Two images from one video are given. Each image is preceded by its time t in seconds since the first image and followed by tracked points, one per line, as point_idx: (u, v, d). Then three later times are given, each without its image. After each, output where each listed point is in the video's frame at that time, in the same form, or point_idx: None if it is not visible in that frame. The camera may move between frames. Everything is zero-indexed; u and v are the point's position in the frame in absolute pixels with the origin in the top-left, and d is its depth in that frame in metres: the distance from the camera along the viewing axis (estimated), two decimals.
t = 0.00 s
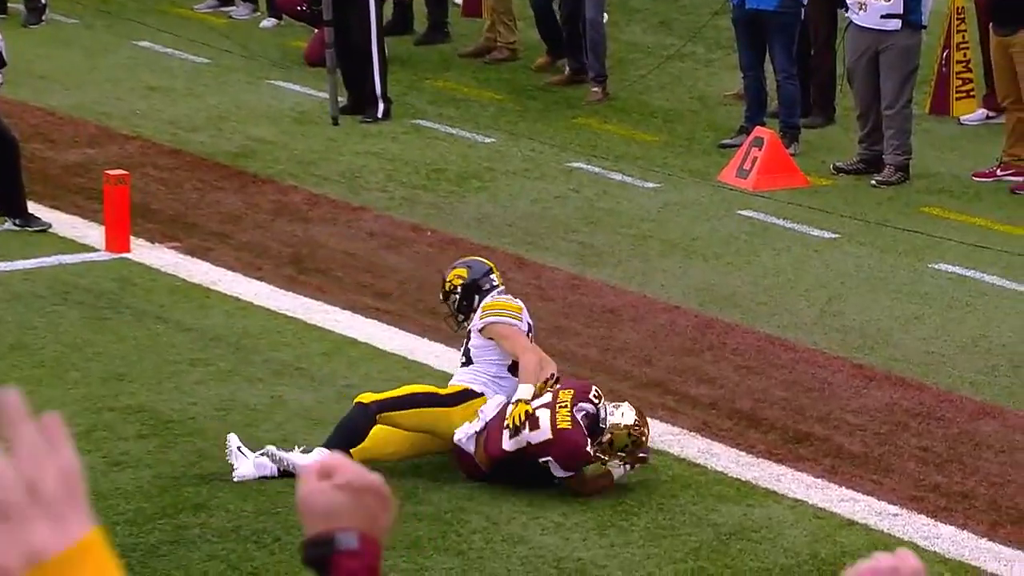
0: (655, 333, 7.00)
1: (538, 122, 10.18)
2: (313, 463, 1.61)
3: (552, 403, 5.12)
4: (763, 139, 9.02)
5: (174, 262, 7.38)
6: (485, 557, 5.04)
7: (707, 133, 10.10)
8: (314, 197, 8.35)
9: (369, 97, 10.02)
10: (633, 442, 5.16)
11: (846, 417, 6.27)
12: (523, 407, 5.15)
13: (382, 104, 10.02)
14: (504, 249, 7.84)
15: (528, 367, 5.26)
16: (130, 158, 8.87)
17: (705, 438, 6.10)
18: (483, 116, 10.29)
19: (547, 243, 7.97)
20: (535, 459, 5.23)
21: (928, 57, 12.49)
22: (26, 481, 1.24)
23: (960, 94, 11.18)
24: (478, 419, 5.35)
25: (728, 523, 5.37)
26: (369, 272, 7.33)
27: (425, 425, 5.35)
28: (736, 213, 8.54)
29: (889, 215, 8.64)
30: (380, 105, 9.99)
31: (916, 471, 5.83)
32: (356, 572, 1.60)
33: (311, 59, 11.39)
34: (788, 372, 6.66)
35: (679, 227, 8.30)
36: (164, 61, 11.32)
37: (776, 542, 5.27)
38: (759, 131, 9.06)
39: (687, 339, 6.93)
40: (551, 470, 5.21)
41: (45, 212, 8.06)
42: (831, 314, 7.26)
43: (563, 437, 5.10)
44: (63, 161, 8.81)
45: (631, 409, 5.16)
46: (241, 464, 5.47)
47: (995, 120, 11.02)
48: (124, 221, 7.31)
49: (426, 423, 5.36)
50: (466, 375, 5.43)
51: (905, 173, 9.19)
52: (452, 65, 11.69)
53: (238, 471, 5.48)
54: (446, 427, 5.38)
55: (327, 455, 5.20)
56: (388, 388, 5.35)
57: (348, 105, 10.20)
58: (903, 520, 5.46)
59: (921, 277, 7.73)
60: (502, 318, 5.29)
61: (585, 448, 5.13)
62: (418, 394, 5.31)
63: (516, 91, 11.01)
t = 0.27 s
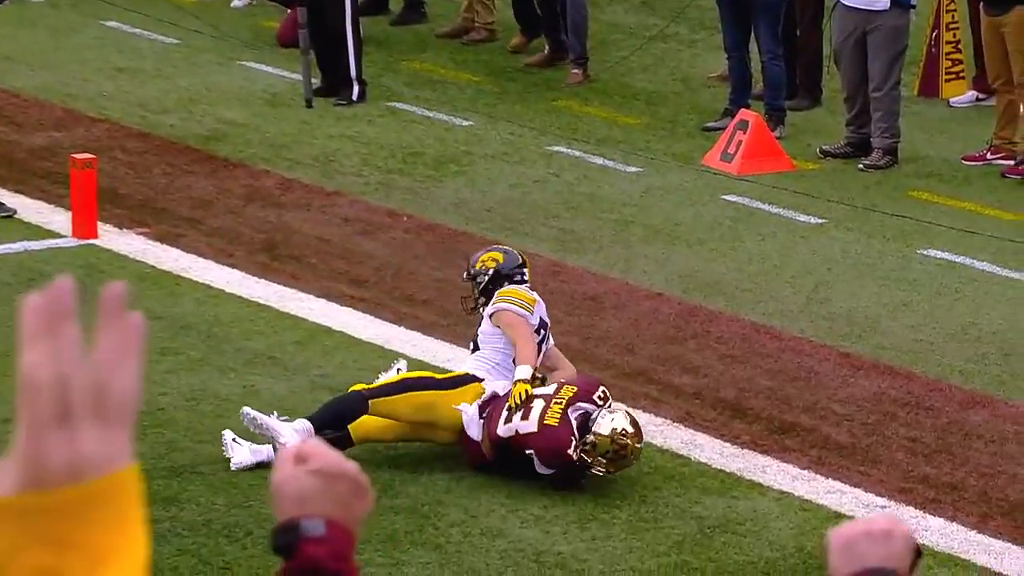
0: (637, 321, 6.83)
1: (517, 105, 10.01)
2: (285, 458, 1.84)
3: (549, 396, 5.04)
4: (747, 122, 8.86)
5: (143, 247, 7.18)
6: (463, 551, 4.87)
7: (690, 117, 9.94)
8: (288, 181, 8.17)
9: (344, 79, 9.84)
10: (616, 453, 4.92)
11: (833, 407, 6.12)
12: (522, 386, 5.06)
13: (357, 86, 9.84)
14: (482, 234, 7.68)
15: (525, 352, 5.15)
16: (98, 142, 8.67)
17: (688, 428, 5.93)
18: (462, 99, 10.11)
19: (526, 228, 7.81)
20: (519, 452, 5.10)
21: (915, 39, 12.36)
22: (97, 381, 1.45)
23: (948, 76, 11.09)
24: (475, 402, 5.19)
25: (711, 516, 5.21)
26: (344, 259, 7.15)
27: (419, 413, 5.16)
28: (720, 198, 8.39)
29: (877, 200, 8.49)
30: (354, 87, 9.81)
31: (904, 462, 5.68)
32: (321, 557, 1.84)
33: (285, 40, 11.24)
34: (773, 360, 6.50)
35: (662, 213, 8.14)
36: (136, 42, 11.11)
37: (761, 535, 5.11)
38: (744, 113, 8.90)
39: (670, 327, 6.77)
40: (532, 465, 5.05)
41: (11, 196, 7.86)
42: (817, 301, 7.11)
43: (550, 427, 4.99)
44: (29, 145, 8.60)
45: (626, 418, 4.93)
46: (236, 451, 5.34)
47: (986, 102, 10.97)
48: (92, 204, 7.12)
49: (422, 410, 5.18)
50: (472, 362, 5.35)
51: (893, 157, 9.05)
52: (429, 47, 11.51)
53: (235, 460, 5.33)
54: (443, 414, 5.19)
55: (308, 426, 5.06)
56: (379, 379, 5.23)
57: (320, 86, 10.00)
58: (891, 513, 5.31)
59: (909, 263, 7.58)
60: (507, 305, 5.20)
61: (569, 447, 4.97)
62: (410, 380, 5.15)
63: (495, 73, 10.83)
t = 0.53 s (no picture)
0: (619, 307, 6.69)
1: (496, 86, 9.86)
2: (265, 443, 1.81)
3: (548, 391, 4.88)
4: (731, 103, 8.72)
5: (111, 231, 7.01)
6: (440, 543, 4.72)
7: (672, 98, 9.80)
8: (261, 165, 8.00)
9: (317, 60, 9.67)
10: (592, 458, 4.71)
11: (819, 395, 5.98)
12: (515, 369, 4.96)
13: (332, 67, 9.68)
14: (459, 218, 7.53)
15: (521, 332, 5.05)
16: (65, 124, 8.49)
17: (671, 417, 5.78)
18: (439, 79, 9.96)
19: (505, 212, 7.67)
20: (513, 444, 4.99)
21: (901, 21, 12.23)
22: (118, 367, 1.42)
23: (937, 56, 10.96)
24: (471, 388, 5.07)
25: (695, 506, 5.06)
26: (319, 245, 6.99)
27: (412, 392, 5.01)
28: (702, 181, 8.25)
29: (864, 183, 8.36)
30: (328, 68, 9.64)
31: (892, 450, 5.54)
32: (300, 547, 1.81)
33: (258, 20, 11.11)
34: (758, 348, 6.36)
35: (643, 196, 8.00)
36: (106, 22, 10.91)
37: (746, 525, 4.97)
38: (727, 94, 8.76)
39: (653, 314, 6.62)
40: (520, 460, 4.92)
41: None
42: (803, 287, 6.96)
43: (542, 426, 4.85)
44: None
45: (609, 426, 4.69)
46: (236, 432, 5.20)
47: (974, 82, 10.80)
48: (58, 187, 6.95)
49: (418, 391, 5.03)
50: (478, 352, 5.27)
51: (880, 139, 8.92)
52: (406, 27, 11.35)
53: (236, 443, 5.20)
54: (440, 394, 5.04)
55: (285, 394, 5.07)
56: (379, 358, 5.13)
57: (293, 67, 9.83)
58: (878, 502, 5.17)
59: (896, 248, 7.44)
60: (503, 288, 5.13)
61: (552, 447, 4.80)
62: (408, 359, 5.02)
63: (473, 53, 10.68)
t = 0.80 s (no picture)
0: (597, 292, 6.55)
1: (469, 65, 9.72)
2: (231, 432, 1.86)
3: (548, 387, 4.85)
4: (711, 82, 8.59)
5: (75, 213, 6.85)
6: (414, 532, 4.58)
7: (650, 78, 9.66)
8: (231, 146, 7.84)
9: (287, 38, 9.52)
10: (570, 459, 4.75)
11: (801, 380, 5.85)
12: (506, 350, 5.04)
13: (301, 46, 9.54)
14: (433, 199, 7.40)
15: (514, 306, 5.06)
16: (28, 103, 8.31)
17: (650, 403, 5.64)
18: (412, 58, 9.81)
19: (478, 192, 7.53)
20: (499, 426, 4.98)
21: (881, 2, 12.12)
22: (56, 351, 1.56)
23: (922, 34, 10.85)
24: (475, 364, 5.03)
25: (675, 494, 4.93)
26: (289, 228, 6.84)
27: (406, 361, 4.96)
28: (681, 161, 8.12)
29: (847, 164, 8.23)
30: (298, 46, 9.48)
31: (875, 437, 5.41)
32: (267, 535, 1.84)
33: None
34: (739, 333, 6.22)
35: (620, 176, 7.87)
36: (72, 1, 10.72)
37: (727, 514, 4.84)
38: (707, 73, 8.64)
39: (632, 298, 6.49)
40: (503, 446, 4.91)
41: None
42: (785, 271, 6.83)
43: (529, 418, 4.80)
44: None
45: (593, 433, 4.71)
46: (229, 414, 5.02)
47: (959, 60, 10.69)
48: (20, 168, 6.78)
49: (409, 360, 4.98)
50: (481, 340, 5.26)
51: (863, 118, 8.80)
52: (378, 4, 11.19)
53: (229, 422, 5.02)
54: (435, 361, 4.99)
55: (262, 348, 4.99)
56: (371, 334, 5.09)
57: (263, 47, 9.68)
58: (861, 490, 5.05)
59: (880, 230, 7.31)
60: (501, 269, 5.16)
61: (534, 440, 4.79)
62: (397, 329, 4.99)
63: (447, 31, 10.53)
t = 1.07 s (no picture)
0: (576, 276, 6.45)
1: (447, 47, 9.61)
2: (212, 417, 1.79)
3: (548, 384, 4.78)
4: (693, 65, 8.49)
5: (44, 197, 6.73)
6: (389, 523, 4.48)
7: (631, 61, 9.56)
8: (205, 129, 7.73)
9: (262, 19, 9.40)
10: (554, 457, 4.71)
11: (784, 367, 5.76)
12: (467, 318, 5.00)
13: (277, 28, 9.42)
14: (410, 183, 7.29)
15: (501, 271, 4.99)
16: None
17: (631, 391, 5.54)
18: (389, 40, 9.70)
19: (456, 176, 7.43)
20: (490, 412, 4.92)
21: None
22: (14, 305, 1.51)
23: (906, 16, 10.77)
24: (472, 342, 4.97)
25: (655, 484, 4.83)
26: (264, 213, 6.74)
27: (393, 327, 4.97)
28: (663, 146, 8.03)
29: (832, 148, 8.14)
30: (272, 28, 9.36)
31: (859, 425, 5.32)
32: (248, 526, 1.79)
33: None
34: (721, 319, 6.13)
35: (600, 160, 7.78)
36: None
37: (708, 503, 4.74)
38: (688, 55, 8.53)
39: (612, 284, 6.38)
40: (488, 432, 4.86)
41: None
42: (768, 257, 6.74)
43: (520, 411, 4.73)
44: None
45: (580, 435, 4.66)
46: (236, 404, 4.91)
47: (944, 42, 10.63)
48: None
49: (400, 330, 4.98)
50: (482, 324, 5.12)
51: (847, 102, 8.72)
52: None
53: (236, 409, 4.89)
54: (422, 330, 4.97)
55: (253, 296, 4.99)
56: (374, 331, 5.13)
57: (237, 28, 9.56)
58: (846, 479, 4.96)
59: (864, 215, 7.22)
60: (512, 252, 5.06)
61: (521, 432, 4.73)
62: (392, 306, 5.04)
63: (425, 13, 10.41)
